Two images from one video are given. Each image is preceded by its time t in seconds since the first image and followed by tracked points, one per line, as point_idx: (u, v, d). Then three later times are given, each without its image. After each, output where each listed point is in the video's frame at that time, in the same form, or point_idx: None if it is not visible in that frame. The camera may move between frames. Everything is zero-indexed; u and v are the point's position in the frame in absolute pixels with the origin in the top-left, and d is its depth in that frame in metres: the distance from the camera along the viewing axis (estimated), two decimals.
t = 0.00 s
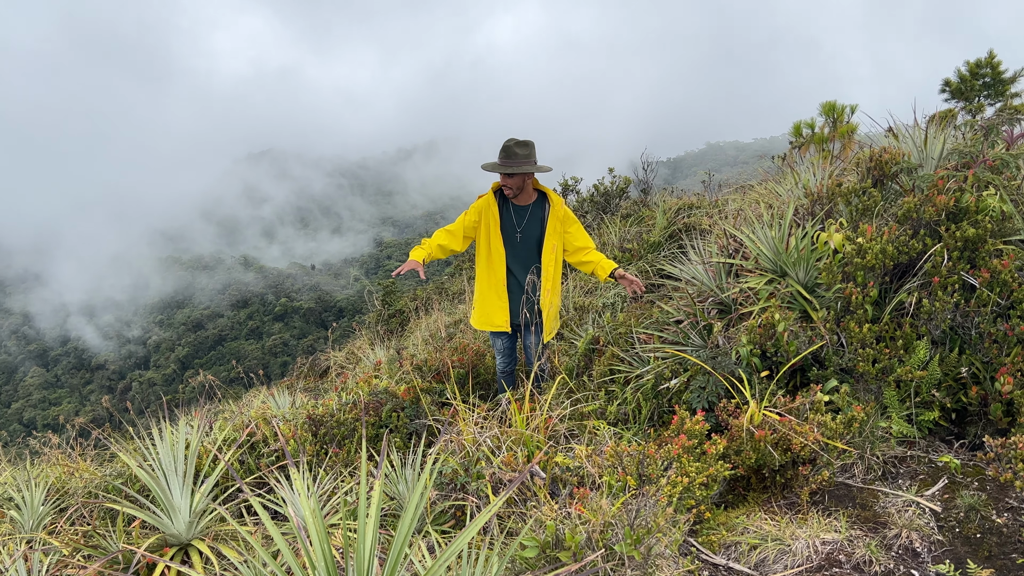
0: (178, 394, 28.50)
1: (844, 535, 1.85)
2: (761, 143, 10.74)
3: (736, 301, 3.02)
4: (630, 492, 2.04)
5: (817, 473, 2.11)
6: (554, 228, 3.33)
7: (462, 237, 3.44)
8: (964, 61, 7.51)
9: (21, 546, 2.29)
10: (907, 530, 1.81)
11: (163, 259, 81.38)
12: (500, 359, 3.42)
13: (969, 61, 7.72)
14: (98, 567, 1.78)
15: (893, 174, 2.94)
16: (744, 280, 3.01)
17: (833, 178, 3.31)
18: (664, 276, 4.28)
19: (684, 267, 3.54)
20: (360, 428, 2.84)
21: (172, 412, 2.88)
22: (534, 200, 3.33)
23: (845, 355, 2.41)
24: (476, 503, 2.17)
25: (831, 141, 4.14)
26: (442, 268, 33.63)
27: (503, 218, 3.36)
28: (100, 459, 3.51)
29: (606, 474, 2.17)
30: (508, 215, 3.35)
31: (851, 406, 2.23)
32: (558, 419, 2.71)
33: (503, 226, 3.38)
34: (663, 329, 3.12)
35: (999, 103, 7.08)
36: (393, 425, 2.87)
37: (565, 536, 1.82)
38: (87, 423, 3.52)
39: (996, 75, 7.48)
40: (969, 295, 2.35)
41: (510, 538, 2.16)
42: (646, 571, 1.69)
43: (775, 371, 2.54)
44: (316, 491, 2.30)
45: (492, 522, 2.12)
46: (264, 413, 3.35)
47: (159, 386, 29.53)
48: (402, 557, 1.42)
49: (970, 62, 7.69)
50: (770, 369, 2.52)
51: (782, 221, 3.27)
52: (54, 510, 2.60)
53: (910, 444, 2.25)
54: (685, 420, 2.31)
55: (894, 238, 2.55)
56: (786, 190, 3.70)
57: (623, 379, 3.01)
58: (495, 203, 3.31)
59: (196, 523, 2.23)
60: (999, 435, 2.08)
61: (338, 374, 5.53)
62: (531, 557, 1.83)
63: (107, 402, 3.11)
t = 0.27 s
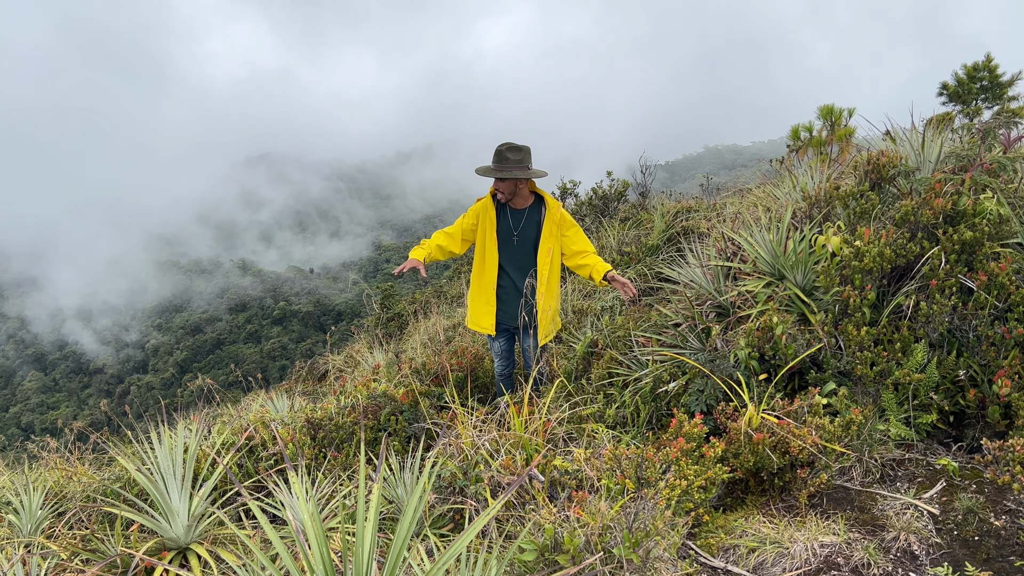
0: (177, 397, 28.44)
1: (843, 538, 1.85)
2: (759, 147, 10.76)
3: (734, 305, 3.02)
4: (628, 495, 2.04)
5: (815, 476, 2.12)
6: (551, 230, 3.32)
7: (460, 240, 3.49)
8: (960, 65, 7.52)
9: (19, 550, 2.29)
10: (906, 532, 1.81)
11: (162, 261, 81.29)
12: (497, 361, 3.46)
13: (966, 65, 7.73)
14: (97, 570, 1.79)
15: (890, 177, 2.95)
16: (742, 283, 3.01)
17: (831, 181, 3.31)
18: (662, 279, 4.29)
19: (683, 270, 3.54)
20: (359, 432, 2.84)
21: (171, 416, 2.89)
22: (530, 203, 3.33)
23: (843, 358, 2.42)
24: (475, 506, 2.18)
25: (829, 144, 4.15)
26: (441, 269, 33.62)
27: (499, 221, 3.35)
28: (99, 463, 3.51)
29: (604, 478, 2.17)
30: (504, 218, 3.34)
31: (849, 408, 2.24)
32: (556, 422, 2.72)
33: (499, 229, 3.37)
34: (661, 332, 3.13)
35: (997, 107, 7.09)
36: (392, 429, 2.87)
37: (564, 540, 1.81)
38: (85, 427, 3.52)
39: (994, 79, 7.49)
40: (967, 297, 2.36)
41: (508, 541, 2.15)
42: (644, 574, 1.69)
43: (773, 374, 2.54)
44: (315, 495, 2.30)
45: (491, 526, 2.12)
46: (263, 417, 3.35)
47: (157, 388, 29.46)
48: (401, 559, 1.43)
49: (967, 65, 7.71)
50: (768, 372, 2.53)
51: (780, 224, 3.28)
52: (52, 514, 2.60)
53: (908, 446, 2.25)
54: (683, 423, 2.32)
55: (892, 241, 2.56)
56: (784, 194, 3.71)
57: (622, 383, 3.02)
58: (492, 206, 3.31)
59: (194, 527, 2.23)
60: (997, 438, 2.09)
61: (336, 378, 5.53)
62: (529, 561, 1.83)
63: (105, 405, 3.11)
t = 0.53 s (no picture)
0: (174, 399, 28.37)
1: (840, 540, 1.85)
2: (757, 149, 10.77)
3: (731, 307, 3.01)
4: (626, 497, 2.04)
5: (813, 479, 2.12)
6: (548, 232, 3.31)
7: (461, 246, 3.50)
8: (957, 68, 7.53)
9: (16, 552, 2.29)
10: (903, 534, 1.81)
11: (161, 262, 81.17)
12: (496, 363, 3.43)
13: (963, 68, 7.74)
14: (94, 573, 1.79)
15: (887, 180, 2.95)
16: (740, 286, 3.01)
17: (828, 184, 3.32)
18: (660, 281, 4.29)
19: (681, 272, 3.55)
20: (357, 434, 2.84)
21: (168, 419, 2.89)
22: (527, 205, 3.33)
23: (841, 360, 2.42)
24: (473, 508, 2.18)
25: (826, 147, 4.16)
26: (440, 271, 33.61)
27: (497, 223, 3.36)
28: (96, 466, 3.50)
29: (602, 480, 2.17)
30: (502, 220, 3.35)
31: (846, 411, 2.25)
32: (554, 424, 2.72)
33: (497, 231, 3.37)
34: (659, 334, 3.13)
35: (994, 110, 7.11)
36: (390, 431, 2.88)
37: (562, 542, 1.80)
38: (82, 430, 3.51)
39: (991, 82, 7.51)
40: (964, 300, 2.36)
41: (507, 544, 2.15)
42: None
43: (771, 377, 2.54)
44: (313, 497, 2.30)
45: (489, 528, 2.13)
46: (261, 419, 3.35)
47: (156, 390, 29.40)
48: (399, 560, 1.43)
49: (964, 69, 7.72)
50: (766, 375, 2.52)
51: (777, 226, 3.28)
52: (49, 517, 2.60)
53: (905, 449, 2.26)
54: (681, 425, 2.32)
55: (889, 244, 2.56)
56: (782, 196, 3.72)
57: (620, 385, 3.02)
58: (490, 207, 3.32)
59: (191, 530, 2.22)
60: (994, 440, 2.09)
61: (334, 381, 5.52)
62: (527, 563, 1.83)
63: (102, 408, 3.11)
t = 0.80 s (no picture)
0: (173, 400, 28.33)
1: (839, 541, 1.86)
2: (755, 151, 10.78)
3: (730, 308, 3.01)
4: (625, 499, 2.04)
5: (811, 480, 2.12)
6: (545, 236, 3.31)
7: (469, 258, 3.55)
8: (955, 70, 7.55)
9: (14, 554, 2.29)
10: (902, 535, 1.82)
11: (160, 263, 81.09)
12: (494, 365, 3.44)
13: (960, 70, 7.77)
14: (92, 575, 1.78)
15: (885, 181, 2.95)
16: (738, 287, 3.01)
17: (826, 185, 3.32)
18: (659, 283, 4.30)
19: (679, 274, 3.56)
20: (356, 436, 2.84)
21: (166, 420, 2.88)
22: (524, 208, 3.32)
23: (839, 361, 2.43)
24: (472, 510, 2.18)
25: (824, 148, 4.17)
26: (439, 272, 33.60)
27: (493, 227, 3.35)
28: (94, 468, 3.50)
29: (601, 481, 2.16)
30: (498, 224, 3.34)
31: (844, 412, 2.26)
32: (553, 425, 2.72)
33: (493, 235, 3.36)
34: (658, 336, 3.14)
35: (992, 112, 7.13)
36: (388, 432, 2.88)
37: (560, 543, 1.80)
38: (80, 432, 3.51)
39: (988, 84, 7.53)
40: (962, 301, 2.37)
41: (506, 545, 2.16)
42: None
43: (769, 378, 2.55)
44: (311, 499, 2.30)
45: (488, 529, 2.13)
46: (259, 421, 3.35)
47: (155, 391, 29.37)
48: (399, 561, 1.43)
49: (962, 70, 7.74)
50: (764, 376, 2.53)
51: (776, 228, 3.29)
52: (47, 519, 2.59)
53: (903, 450, 2.26)
54: (680, 427, 2.32)
55: (887, 245, 2.57)
56: (780, 198, 3.73)
57: (618, 386, 3.03)
58: (486, 212, 3.32)
59: (190, 531, 2.23)
60: (991, 441, 2.10)
61: (332, 382, 5.52)
62: (526, 564, 1.84)
63: (100, 409, 3.11)
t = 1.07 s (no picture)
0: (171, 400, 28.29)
1: (838, 540, 1.86)
2: (753, 151, 10.79)
3: (728, 308, 3.01)
4: (624, 499, 2.04)
5: (810, 479, 2.12)
6: (537, 238, 3.25)
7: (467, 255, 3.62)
8: (953, 70, 7.56)
9: (12, 555, 2.28)
10: (901, 534, 1.82)
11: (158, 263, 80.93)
12: (492, 364, 3.47)
13: (957, 70, 7.78)
14: None
15: (884, 181, 2.95)
16: (737, 287, 3.01)
17: (825, 185, 3.33)
18: (657, 283, 4.30)
19: (677, 274, 3.55)
20: (354, 436, 2.84)
21: (164, 421, 2.88)
22: (517, 209, 3.29)
23: (837, 361, 2.43)
24: (471, 510, 2.18)
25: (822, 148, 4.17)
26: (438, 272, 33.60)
27: (487, 228, 3.35)
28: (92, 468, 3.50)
29: (600, 481, 2.16)
30: (491, 225, 3.34)
31: (843, 411, 2.25)
32: (552, 425, 2.71)
33: (487, 237, 3.37)
34: (657, 335, 3.14)
35: (989, 111, 7.14)
36: (387, 433, 2.88)
37: (559, 543, 1.80)
38: (78, 433, 3.51)
39: (985, 84, 7.54)
40: (960, 300, 2.37)
41: (505, 546, 2.15)
42: None
43: (768, 378, 2.55)
44: (310, 499, 2.30)
45: (487, 529, 2.12)
46: (257, 421, 3.35)
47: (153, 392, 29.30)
48: (399, 561, 1.43)
49: (959, 71, 7.75)
50: (763, 376, 2.53)
51: (774, 228, 3.29)
52: (45, 520, 2.59)
53: (902, 449, 2.26)
54: (679, 426, 2.32)
55: (885, 245, 2.57)
56: (778, 198, 3.73)
57: (617, 386, 3.03)
58: (479, 215, 3.33)
59: (188, 532, 2.22)
60: (990, 440, 2.10)
61: (331, 383, 5.52)
62: (525, 563, 1.83)
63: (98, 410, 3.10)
